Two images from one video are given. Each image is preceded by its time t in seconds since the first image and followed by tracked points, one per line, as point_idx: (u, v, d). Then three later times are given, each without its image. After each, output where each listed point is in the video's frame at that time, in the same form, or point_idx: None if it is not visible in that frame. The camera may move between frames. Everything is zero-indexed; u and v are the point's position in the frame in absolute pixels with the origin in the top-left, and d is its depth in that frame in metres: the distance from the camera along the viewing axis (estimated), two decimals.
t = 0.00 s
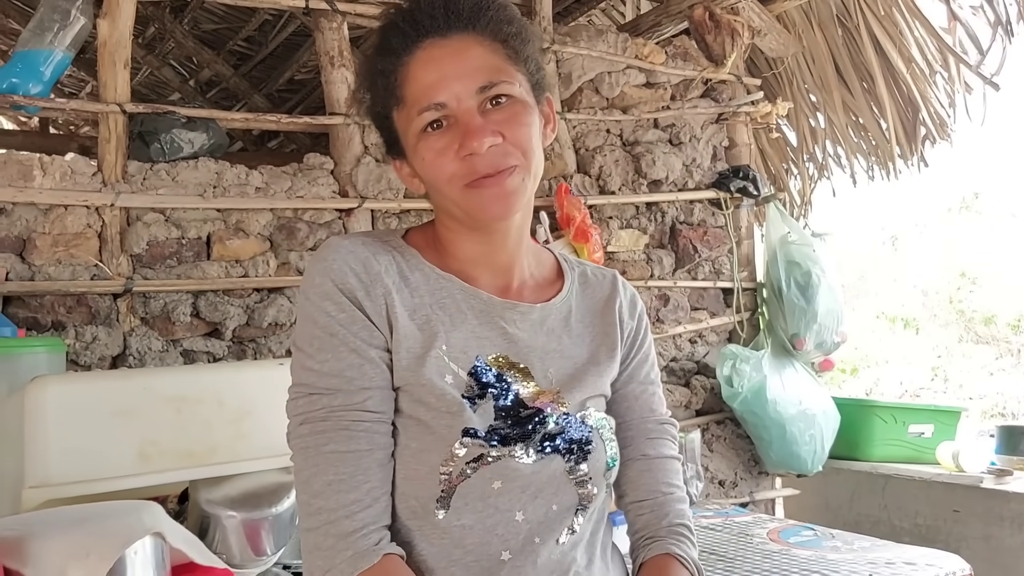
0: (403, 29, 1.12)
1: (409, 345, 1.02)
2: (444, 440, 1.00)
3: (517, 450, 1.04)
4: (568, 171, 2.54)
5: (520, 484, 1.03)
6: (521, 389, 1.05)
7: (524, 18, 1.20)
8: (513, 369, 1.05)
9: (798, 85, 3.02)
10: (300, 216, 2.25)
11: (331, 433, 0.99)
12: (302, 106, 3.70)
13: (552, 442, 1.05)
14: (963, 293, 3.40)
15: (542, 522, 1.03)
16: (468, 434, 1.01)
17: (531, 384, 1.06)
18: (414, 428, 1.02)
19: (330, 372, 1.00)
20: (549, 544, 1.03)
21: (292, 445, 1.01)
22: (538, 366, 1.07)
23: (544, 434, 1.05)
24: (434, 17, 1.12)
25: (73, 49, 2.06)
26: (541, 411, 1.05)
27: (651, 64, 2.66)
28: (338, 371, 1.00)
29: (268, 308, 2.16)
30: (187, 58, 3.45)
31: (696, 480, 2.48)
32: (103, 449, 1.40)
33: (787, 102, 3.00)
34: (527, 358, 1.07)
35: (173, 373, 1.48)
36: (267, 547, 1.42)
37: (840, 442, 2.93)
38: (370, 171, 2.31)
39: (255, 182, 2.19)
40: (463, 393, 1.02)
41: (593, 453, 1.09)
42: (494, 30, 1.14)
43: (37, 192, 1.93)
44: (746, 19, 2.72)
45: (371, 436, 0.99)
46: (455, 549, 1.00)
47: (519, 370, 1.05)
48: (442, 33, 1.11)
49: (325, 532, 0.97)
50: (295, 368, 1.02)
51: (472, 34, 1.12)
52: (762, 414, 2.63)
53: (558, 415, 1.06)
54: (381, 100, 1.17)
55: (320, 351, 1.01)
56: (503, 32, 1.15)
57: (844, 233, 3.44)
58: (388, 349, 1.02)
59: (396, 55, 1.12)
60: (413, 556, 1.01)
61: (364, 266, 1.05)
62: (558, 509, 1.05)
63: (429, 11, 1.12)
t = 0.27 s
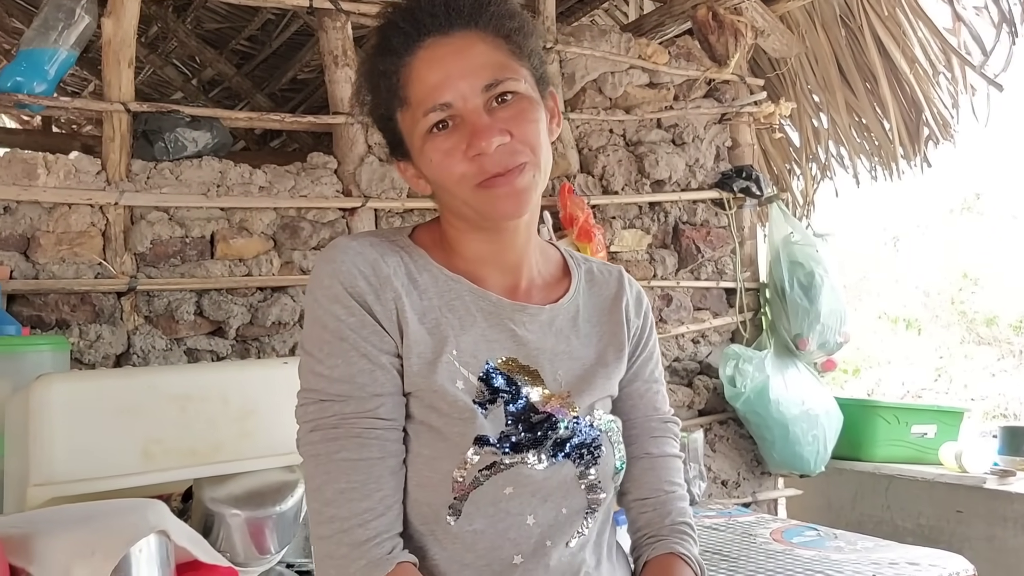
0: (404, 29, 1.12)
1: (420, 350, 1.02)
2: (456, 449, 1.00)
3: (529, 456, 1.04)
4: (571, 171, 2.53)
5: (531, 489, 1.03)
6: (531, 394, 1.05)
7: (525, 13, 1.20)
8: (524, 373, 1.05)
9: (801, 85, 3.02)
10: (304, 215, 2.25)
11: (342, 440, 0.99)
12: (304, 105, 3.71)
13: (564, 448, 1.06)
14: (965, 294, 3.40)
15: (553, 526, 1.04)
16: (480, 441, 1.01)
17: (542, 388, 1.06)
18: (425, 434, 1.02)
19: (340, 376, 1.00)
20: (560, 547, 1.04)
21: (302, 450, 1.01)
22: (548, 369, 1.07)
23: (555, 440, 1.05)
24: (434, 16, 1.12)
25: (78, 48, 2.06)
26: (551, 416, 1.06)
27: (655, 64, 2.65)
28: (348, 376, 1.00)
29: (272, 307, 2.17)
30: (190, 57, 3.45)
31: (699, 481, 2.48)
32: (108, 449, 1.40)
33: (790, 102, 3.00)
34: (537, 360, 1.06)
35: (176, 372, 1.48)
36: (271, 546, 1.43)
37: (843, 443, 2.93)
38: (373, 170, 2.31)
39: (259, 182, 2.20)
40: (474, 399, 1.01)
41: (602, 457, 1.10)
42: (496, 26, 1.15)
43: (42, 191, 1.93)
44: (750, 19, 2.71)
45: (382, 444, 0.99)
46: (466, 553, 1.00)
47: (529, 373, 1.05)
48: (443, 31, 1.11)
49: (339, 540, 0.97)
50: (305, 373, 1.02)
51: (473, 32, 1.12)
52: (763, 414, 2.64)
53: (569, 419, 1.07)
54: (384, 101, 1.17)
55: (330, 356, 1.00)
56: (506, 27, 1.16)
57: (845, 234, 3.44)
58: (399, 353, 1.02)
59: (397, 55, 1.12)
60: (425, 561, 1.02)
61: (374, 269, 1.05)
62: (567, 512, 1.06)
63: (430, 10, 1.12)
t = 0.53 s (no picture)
0: (408, 31, 1.12)
1: (425, 354, 1.02)
2: (462, 453, 1.01)
3: (534, 461, 1.04)
4: (573, 172, 2.54)
5: (536, 492, 1.03)
6: (536, 398, 1.05)
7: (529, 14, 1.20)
8: (528, 378, 1.05)
9: (802, 86, 3.02)
10: (306, 216, 2.25)
11: (346, 442, 0.99)
12: (305, 106, 3.71)
13: (568, 452, 1.06)
14: (966, 295, 3.39)
15: (557, 528, 1.04)
16: (485, 446, 1.01)
17: (547, 392, 1.06)
18: (431, 438, 1.02)
19: (344, 379, 1.00)
20: (564, 548, 1.04)
21: (306, 452, 1.02)
22: (552, 372, 1.07)
23: (560, 443, 1.06)
24: (439, 18, 1.12)
25: (80, 48, 2.07)
26: (556, 420, 1.06)
27: (656, 65, 2.65)
28: (353, 379, 1.00)
29: (272, 308, 2.17)
30: (191, 58, 3.46)
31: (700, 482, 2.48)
32: (110, 449, 1.41)
33: (791, 103, 3.00)
34: (542, 364, 1.07)
35: (180, 373, 1.48)
36: (272, 546, 1.43)
37: (844, 444, 2.93)
38: (375, 171, 2.31)
39: (260, 183, 2.20)
40: (479, 403, 1.01)
41: (606, 460, 1.10)
42: (501, 28, 1.15)
43: (43, 192, 1.93)
44: (751, 21, 2.72)
45: (386, 447, 1.00)
46: (471, 555, 1.01)
47: (533, 376, 1.05)
48: (448, 34, 1.11)
49: (342, 543, 0.97)
50: (310, 375, 1.02)
51: (478, 33, 1.12)
52: (763, 415, 2.64)
53: (573, 423, 1.07)
54: (388, 103, 1.17)
55: (334, 358, 1.01)
56: (510, 29, 1.16)
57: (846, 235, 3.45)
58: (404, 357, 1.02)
59: (401, 58, 1.13)
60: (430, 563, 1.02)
61: (380, 271, 1.05)
62: (571, 515, 1.06)
63: (434, 11, 1.12)
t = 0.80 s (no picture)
0: (413, 40, 1.12)
1: (424, 363, 1.02)
2: (458, 462, 1.01)
3: (530, 472, 1.05)
4: (572, 177, 2.56)
5: (532, 503, 1.04)
6: (534, 409, 1.05)
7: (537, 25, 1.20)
8: (526, 389, 1.05)
9: (801, 92, 3.03)
10: (305, 222, 2.25)
11: (343, 451, 0.99)
12: (305, 110, 3.72)
13: (565, 463, 1.07)
14: (966, 298, 3.38)
15: (553, 539, 1.05)
16: (481, 457, 1.01)
17: (544, 403, 1.07)
18: (428, 448, 1.03)
19: (342, 388, 1.00)
20: (558, 560, 1.05)
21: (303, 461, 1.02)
22: (551, 383, 1.08)
23: (556, 455, 1.06)
24: (444, 28, 1.12)
25: (80, 55, 2.07)
26: (553, 431, 1.06)
27: (655, 72, 2.66)
28: (352, 388, 1.00)
29: (272, 314, 2.18)
30: (192, 62, 3.47)
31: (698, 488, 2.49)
32: (109, 456, 1.41)
33: (790, 109, 3.01)
34: (540, 376, 1.07)
35: (181, 380, 1.48)
36: (270, 553, 1.43)
37: (843, 450, 2.94)
38: (374, 178, 2.32)
39: (260, 189, 2.20)
40: (476, 413, 1.02)
41: (603, 472, 1.11)
42: (507, 40, 1.15)
43: (44, 198, 1.94)
44: (750, 27, 2.74)
45: (383, 456, 1.00)
46: (467, 565, 1.01)
47: (531, 388, 1.06)
48: (452, 44, 1.11)
49: (337, 551, 0.98)
50: (309, 383, 1.02)
51: (483, 45, 1.12)
52: (762, 421, 2.65)
53: (570, 435, 1.07)
54: (393, 111, 1.18)
55: (334, 366, 1.01)
56: (515, 42, 1.15)
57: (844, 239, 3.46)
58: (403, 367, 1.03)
59: (406, 66, 1.13)
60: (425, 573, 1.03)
61: (381, 280, 1.05)
62: (567, 525, 1.06)
63: (440, 21, 1.12)
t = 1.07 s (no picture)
0: (411, 39, 1.13)
1: (421, 364, 1.02)
2: (454, 463, 1.01)
3: (528, 474, 1.05)
4: (573, 178, 2.55)
5: (529, 505, 1.04)
6: (532, 411, 1.06)
7: (537, 23, 1.20)
8: (525, 390, 1.05)
9: (803, 93, 3.03)
10: (306, 223, 2.26)
11: (340, 452, 0.99)
12: (307, 111, 3.72)
13: (563, 465, 1.07)
14: (967, 299, 3.38)
15: (551, 541, 1.05)
16: (479, 458, 1.01)
17: (543, 404, 1.07)
18: (425, 449, 1.03)
19: (339, 389, 1.00)
20: (556, 561, 1.05)
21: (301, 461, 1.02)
22: (549, 385, 1.08)
23: (554, 457, 1.06)
24: (442, 27, 1.12)
25: (82, 55, 2.08)
26: (551, 433, 1.06)
27: (657, 73, 2.66)
28: (349, 389, 1.00)
29: (273, 314, 2.18)
30: (193, 62, 3.47)
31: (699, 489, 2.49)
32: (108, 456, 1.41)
33: (791, 110, 3.01)
34: (539, 377, 1.07)
35: (179, 380, 1.49)
36: (272, 554, 1.44)
37: (843, 451, 2.94)
38: (375, 178, 2.32)
39: (261, 190, 2.20)
40: (474, 415, 1.02)
41: (602, 474, 1.11)
42: (505, 39, 1.15)
43: (45, 198, 1.94)
44: (751, 28, 2.74)
45: (380, 458, 1.00)
46: (464, 567, 1.01)
47: (530, 389, 1.06)
48: (450, 43, 1.11)
49: (334, 552, 0.98)
50: (307, 384, 1.02)
51: (479, 44, 1.12)
52: (762, 422, 2.65)
53: (569, 437, 1.08)
54: (392, 110, 1.18)
55: (331, 367, 1.01)
56: (513, 41, 1.15)
57: (847, 240, 3.45)
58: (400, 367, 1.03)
59: (404, 66, 1.13)
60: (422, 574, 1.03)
61: (378, 281, 1.05)
62: (565, 527, 1.06)
63: (438, 20, 1.12)
